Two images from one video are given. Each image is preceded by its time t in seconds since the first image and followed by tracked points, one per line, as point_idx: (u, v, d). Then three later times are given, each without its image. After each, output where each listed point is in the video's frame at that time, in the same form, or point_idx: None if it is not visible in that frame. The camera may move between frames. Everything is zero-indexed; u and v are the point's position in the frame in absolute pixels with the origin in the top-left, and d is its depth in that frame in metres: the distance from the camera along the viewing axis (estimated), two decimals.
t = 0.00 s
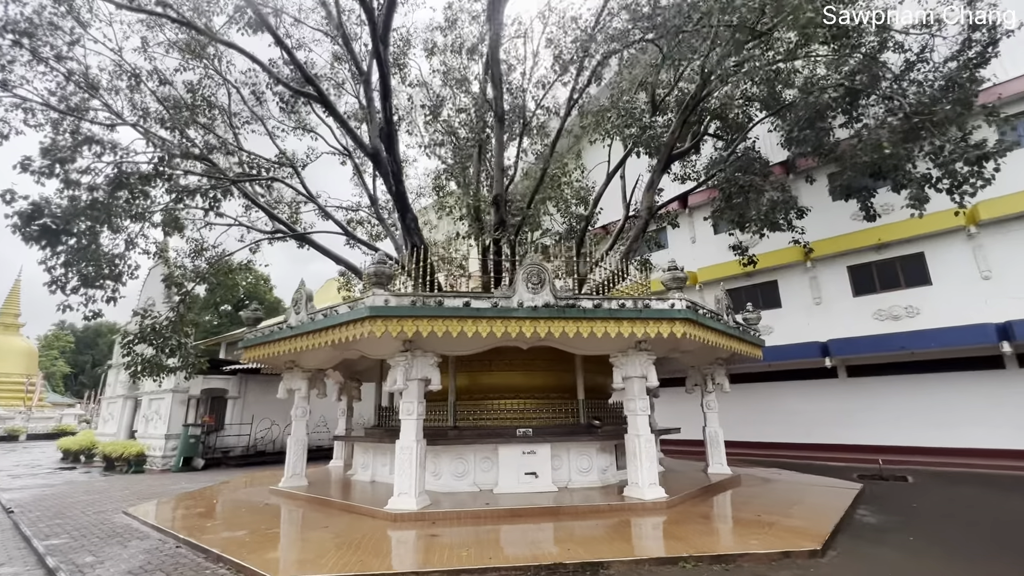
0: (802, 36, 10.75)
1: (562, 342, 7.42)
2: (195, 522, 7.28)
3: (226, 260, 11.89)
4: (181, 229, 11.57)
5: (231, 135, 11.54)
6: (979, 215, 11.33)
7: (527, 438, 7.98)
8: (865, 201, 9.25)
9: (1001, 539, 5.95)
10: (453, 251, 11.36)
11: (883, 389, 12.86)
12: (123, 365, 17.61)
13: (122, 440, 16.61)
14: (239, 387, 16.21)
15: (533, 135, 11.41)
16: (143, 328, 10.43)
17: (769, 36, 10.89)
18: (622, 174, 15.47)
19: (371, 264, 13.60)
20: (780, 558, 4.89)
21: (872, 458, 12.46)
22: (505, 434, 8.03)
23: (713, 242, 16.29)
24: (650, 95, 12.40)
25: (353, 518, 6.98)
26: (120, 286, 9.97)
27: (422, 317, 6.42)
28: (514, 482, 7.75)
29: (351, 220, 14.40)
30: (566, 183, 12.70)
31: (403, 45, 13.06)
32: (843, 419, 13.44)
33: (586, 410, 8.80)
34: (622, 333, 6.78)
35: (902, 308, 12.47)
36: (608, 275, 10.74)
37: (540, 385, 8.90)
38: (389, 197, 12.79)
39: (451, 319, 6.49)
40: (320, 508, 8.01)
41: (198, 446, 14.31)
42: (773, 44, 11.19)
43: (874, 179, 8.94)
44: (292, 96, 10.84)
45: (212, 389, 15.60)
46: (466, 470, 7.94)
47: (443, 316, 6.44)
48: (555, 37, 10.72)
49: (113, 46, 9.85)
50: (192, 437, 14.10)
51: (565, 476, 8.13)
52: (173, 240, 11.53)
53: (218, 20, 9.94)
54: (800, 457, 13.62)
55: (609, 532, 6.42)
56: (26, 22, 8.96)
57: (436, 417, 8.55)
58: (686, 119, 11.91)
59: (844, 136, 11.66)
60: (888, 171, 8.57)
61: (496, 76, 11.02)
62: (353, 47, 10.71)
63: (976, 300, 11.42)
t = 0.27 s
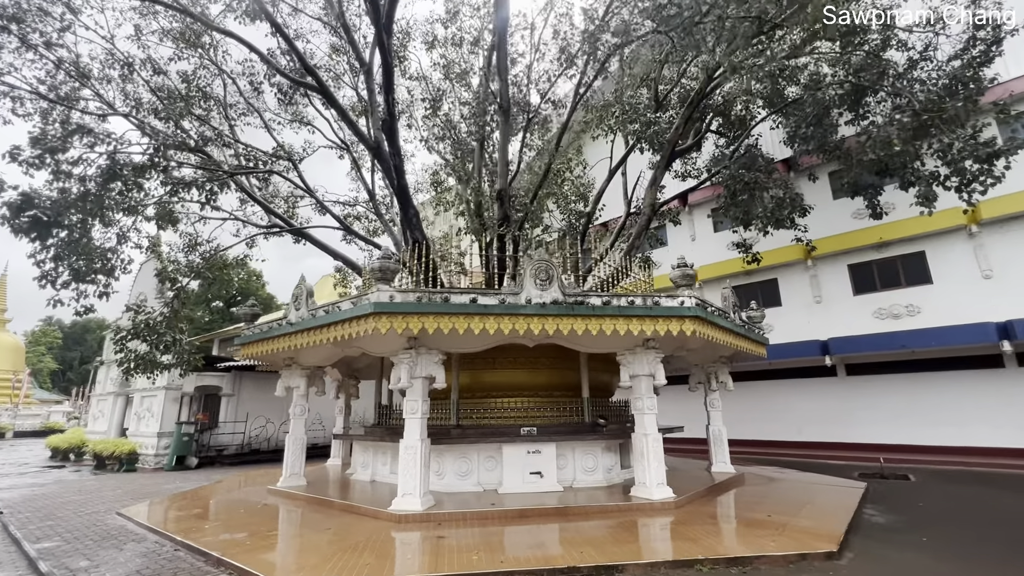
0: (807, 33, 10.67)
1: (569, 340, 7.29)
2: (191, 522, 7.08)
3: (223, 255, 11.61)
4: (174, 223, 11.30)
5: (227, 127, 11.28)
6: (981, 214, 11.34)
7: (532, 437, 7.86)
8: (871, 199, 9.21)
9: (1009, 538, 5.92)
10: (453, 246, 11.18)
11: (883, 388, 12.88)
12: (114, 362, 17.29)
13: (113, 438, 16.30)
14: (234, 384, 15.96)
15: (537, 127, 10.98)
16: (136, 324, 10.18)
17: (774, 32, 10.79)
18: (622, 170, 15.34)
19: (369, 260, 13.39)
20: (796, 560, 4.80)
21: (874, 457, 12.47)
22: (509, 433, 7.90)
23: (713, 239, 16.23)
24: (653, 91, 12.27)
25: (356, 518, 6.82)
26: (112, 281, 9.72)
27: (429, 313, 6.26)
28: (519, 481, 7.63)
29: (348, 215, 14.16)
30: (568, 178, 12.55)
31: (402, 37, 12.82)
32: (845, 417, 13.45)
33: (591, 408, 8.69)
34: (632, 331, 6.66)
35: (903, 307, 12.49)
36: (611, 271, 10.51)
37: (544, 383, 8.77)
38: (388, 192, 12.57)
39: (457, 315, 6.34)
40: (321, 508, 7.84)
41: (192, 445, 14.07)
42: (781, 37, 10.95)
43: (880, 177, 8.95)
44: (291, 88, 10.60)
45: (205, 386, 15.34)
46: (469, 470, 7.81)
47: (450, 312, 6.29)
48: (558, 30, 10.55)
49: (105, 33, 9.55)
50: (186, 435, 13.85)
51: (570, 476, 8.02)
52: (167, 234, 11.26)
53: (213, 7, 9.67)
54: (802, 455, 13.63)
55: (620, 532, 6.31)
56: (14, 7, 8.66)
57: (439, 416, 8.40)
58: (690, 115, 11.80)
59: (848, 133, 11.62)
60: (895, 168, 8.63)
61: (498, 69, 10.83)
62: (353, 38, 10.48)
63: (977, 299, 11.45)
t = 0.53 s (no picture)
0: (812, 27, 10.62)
1: (575, 333, 7.20)
2: (188, 516, 6.93)
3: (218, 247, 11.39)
4: (168, 213, 11.04)
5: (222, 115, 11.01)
6: (979, 212, 11.40)
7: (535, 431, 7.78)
8: (875, 194, 9.19)
9: (1014, 532, 5.93)
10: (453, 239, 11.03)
11: (882, 384, 13.05)
12: (104, 355, 16.98)
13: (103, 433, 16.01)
14: (227, 377, 15.72)
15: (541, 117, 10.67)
16: (129, 315, 9.96)
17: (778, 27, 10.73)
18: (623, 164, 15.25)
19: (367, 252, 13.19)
20: (809, 555, 4.75)
21: (872, 452, 12.61)
22: (512, 428, 7.82)
23: (712, 235, 16.21)
24: (655, 85, 12.18)
25: (358, 513, 6.70)
26: (104, 270, 9.49)
27: (435, 305, 6.14)
28: (523, 476, 7.55)
29: (344, 207, 13.94)
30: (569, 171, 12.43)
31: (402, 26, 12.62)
32: (845, 414, 13.61)
33: (594, 403, 8.62)
34: (640, 324, 6.59)
35: (901, 304, 12.57)
36: (614, 264, 10.28)
37: (547, 377, 8.69)
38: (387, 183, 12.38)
39: (464, 307, 6.22)
40: (321, 502, 7.73)
41: (185, 439, 13.85)
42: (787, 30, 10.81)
43: (884, 173, 8.98)
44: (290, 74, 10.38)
45: (199, 380, 15.11)
46: (472, 464, 7.72)
47: (456, 304, 6.17)
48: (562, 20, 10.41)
49: (96, 15, 9.27)
50: (179, 429, 13.63)
51: (574, 470, 7.96)
52: (160, 223, 11.00)
53: None
54: (802, 451, 13.79)
55: (627, 527, 6.25)
56: None
57: (441, 409, 8.29)
58: (693, 109, 11.72)
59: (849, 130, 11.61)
60: (899, 164, 8.67)
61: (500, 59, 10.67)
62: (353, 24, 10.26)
63: (974, 296, 11.54)
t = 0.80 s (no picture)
0: (818, 23, 10.56)
1: (581, 328, 7.11)
2: (184, 512, 6.76)
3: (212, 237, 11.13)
4: (161, 202, 10.77)
5: (217, 102, 10.72)
6: (978, 211, 11.47)
7: (539, 427, 7.70)
8: (879, 191, 9.20)
9: (1017, 528, 5.97)
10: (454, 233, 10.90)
11: (880, 382, 13.20)
12: (93, 347, 16.67)
13: (91, 427, 15.69)
14: (220, 371, 15.52)
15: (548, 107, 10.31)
16: (121, 306, 9.71)
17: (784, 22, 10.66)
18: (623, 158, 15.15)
19: (365, 245, 12.98)
20: (820, 553, 4.72)
21: (869, 449, 12.76)
22: (515, 423, 7.73)
23: (710, 231, 16.20)
24: (658, 80, 12.09)
25: (361, 509, 6.58)
26: (96, 260, 9.23)
27: (442, 298, 6.02)
28: (526, 472, 7.48)
29: (340, 199, 13.71)
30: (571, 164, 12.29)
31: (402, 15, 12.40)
32: (843, 411, 13.76)
33: (596, 398, 8.55)
34: (648, 319, 6.51)
35: (898, 302, 12.63)
36: (618, 258, 10.12)
37: (549, 373, 8.62)
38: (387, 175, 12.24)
39: (471, 300, 6.10)
40: (321, 497, 7.60)
41: (177, 433, 13.61)
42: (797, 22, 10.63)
43: (888, 170, 8.98)
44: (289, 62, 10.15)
45: (191, 373, 14.87)
46: (474, 460, 7.64)
47: (463, 297, 6.05)
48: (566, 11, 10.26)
49: None
50: (171, 423, 13.40)
51: (577, 466, 7.90)
52: (153, 212, 10.73)
53: None
54: (799, 447, 13.93)
55: (634, 523, 6.20)
56: None
57: (443, 404, 8.17)
58: (696, 104, 11.65)
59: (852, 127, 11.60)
60: (904, 160, 8.67)
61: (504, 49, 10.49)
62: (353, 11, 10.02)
63: (971, 295, 11.63)
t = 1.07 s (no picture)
0: (821, 18, 10.50)
1: (584, 322, 7.01)
2: (176, 507, 6.57)
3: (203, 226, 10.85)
4: (151, 190, 10.46)
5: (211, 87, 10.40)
6: (974, 209, 11.54)
7: (540, 422, 7.61)
8: (880, 188, 9.20)
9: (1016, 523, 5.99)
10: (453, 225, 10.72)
11: (874, 378, 13.31)
12: (79, 338, 16.28)
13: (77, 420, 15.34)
14: (210, 364, 15.24)
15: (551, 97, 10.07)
16: (109, 296, 9.43)
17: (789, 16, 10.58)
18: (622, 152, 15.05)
19: (361, 237, 12.75)
20: (829, 549, 4.68)
21: (863, 445, 12.86)
22: (516, 418, 7.63)
23: (707, 227, 16.18)
24: (660, 73, 11.98)
25: (359, 505, 6.44)
26: (82, 249, 8.93)
27: (445, 290, 5.87)
28: (527, 467, 7.39)
29: (335, 190, 13.45)
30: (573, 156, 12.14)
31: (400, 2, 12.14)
32: (837, 407, 13.87)
33: (597, 393, 8.48)
34: (653, 313, 6.42)
35: (893, 299, 12.70)
36: (620, 252, 9.99)
37: (550, 367, 8.52)
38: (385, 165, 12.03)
39: (475, 292, 5.97)
40: (318, 492, 7.45)
41: (166, 427, 13.34)
42: (801, 15, 10.51)
43: (890, 166, 8.97)
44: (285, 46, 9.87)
45: (181, 366, 14.58)
46: (474, 455, 7.53)
47: (466, 289, 5.92)
48: None
49: None
50: (160, 416, 13.13)
51: (577, 461, 7.83)
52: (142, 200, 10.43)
53: None
54: (793, 443, 14.02)
55: (638, 519, 6.13)
56: None
57: (443, 399, 8.03)
58: (697, 98, 11.56)
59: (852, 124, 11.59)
60: (906, 157, 8.66)
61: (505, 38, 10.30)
62: None
63: (966, 293, 11.72)
